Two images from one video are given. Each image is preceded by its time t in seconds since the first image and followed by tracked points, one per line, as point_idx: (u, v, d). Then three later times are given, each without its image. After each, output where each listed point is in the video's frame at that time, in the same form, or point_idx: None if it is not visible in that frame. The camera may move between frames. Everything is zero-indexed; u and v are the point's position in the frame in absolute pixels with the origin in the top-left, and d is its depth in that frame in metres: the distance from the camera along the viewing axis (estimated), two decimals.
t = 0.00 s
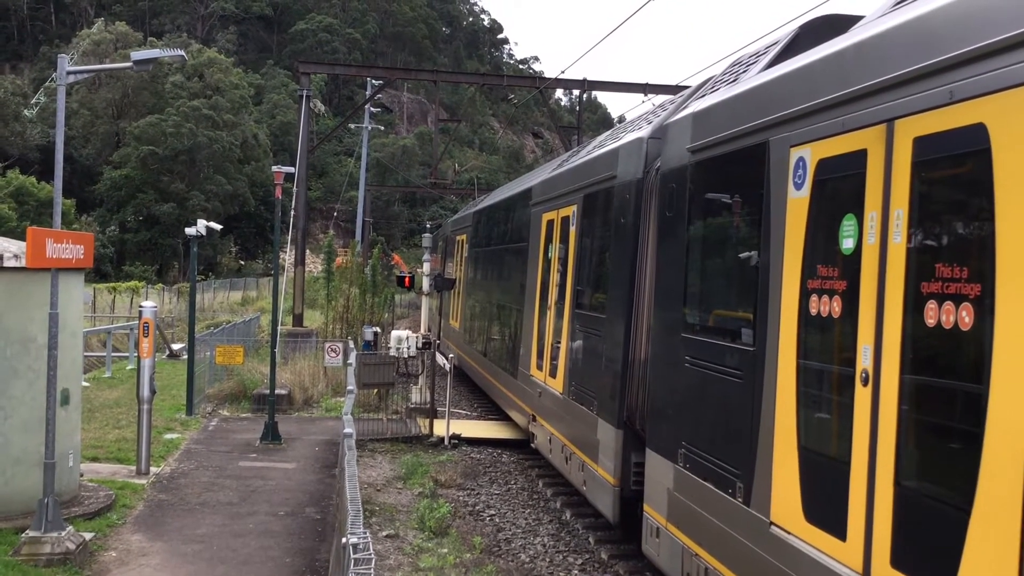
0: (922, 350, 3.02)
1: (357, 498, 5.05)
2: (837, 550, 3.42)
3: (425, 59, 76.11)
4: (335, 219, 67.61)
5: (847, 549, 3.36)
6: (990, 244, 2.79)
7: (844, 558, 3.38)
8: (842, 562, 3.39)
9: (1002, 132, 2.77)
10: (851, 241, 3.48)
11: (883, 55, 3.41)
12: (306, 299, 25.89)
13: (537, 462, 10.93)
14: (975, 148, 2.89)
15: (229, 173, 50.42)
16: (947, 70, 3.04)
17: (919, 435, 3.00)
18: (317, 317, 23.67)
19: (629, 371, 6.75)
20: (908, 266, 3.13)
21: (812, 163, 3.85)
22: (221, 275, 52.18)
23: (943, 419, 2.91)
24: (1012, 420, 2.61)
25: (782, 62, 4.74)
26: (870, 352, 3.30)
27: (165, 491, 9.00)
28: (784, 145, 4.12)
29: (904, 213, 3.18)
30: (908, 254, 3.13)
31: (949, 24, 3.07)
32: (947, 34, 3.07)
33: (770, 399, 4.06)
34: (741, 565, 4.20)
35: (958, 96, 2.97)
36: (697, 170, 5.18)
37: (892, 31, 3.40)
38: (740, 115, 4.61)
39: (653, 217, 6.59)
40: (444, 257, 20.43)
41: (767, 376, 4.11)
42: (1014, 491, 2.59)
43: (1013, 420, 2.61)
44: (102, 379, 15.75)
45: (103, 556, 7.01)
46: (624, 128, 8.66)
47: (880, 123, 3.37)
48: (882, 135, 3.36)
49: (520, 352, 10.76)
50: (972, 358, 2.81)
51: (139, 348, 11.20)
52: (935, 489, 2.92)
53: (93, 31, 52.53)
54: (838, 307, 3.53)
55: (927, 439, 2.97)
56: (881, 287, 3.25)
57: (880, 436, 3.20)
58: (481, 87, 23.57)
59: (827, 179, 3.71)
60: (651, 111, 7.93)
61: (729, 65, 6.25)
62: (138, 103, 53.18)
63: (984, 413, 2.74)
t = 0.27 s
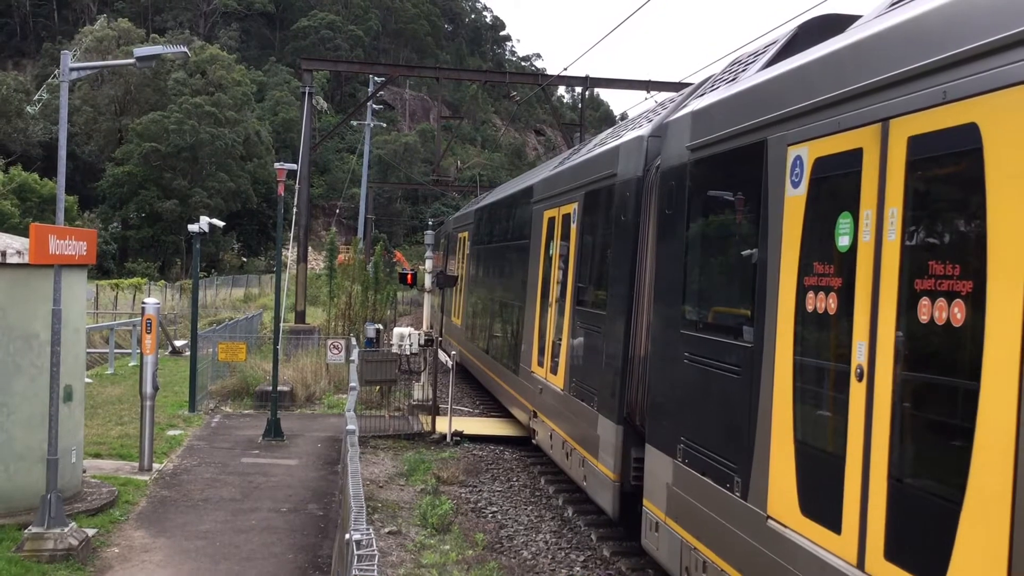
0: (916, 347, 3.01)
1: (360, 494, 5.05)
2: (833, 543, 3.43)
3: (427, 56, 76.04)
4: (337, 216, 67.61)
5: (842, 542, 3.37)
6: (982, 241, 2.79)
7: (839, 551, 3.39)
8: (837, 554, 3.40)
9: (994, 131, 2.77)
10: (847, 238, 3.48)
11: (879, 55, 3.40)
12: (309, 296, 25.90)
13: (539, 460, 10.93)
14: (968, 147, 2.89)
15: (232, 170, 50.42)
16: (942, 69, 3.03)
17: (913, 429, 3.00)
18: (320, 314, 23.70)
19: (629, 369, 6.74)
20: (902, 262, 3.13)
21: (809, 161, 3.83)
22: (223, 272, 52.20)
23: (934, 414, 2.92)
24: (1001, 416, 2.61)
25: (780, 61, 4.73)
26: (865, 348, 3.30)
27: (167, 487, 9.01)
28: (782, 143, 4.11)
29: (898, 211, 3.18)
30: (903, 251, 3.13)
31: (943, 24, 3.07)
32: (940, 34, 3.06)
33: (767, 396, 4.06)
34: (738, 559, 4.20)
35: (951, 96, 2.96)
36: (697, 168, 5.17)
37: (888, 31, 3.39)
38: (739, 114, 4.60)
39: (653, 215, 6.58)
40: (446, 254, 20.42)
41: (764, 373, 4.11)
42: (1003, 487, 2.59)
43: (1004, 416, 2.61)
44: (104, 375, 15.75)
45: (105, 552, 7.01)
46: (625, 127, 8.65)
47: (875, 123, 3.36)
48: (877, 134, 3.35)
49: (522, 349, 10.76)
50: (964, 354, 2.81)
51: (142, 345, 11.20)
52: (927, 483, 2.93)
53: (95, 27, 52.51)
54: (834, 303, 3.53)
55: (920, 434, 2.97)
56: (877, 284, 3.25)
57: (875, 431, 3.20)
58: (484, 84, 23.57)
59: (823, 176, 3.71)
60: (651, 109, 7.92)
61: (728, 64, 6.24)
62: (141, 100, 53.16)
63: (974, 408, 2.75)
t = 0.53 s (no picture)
0: (906, 344, 3.00)
1: (362, 491, 5.05)
2: (825, 535, 3.42)
3: (429, 53, 75.99)
4: (339, 213, 67.63)
5: (833, 534, 3.37)
6: (970, 238, 2.77)
7: (830, 543, 3.39)
8: (829, 546, 3.40)
9: (981, 130, 2.76)
10: (839, 236, 3.47)
11: (872, 55, 3.39)
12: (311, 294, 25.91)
13: (541, 457, 10.93)
14: (956, 147, 2.88)
15: (233, 167, 50.42)
16: (931, 70, 3.02)
17: (903, 422, 2.99)
18: (322, 312, 23.69)
19: (627, 367, 6.73)
20: (893, 258, 3.12)
21: (803, 160, 3.82)
22: (225, 270, 52.25)
23: (922, 408, 2.90)
24: (985, 412, 2.60)
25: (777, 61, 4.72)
26: (856, 344, 3.29)
27: (170, 485, 9.02)
28: (777, 143, 4.10)
29: (889, 210, 3.17)
30: (893, 247, 3.11)
31: (933, 24, 3.05)
32: (931, 34, 3.05)
33: (762, 392, 4.05)
34: (734, 551, 4.19)
35: (940, 97, 2.95)
36: (695, 167, 5.15)
37: (879, 32, 3.38)
38: (736, 113, 4.58)
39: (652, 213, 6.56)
40: (448, 252, 20.42)
41: (759, 369, 4.10)
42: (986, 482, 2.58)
43: (987, 411, 2.60)
44: (107, 373, 15.77)
45: (108, 549, 7.01)
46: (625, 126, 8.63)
47: (866, 122, 3.35)
48: (869, 134, 3.34)
49: (523, 346, 10.76)
50: (950, 349, 2.79)
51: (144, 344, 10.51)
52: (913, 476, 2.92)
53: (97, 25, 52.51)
54: (827, 300, 3.52)
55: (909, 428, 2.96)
56: (869, 280, 3.24)
57: (867, 425, 3.19)
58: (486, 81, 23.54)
59: (816, 175, 3.69)
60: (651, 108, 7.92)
61: (725, 63, 6.22)
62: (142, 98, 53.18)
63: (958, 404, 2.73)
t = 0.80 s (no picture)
0: (887, 343, 3.03)
1: (356, 491, 5.04)
2: (808, 528, 3.47)
3: (424, 54, 75.96)
4: (334, 214, 67.58)
5: (817, 526, 3.41)
6: (946, 240, 2.82)
7: (813, 535, 3.43)
8: (812, 538, 3.44)
9: (957, 135, 2.80)
10: (822, 237, 3.51)
11: (853, 60, 3.42)
12: (306, 294, 25.88)
13: (536, 458, 10.93)
14: (932, 153, 2.91)
15: (228, 168, 50.35)
16: (910, 75, 3.05)
17: (884, 418, 3.02)
18: (316, 312, 23.65)
19: (618, 368, 6.74)
20: (874, 258, 3.15)
21: (787, 163, 3.85)
22: (220, 270, 52.18)
23: (916, 408, 2.88)
24: (961, 409, 2.64)
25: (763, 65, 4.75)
26: (838, 342, 3.33)
27: (164, 485, 9.00)
28: (761, 147, 4.12)
29: (869, 211, 3.21)
30: (874, 248, 3.15)
31: (913, 31, 3.09)
32: (910, 40, 3.08)
33: (749, 390, 4.07)
34: (721, 546, 4.22)
35: (917, 102, 2.99)
36: (683, 168, 5.17)
37: (860, 39, 3.41)
38: (722, 117, 4.60)
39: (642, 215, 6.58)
40: (443, 252, 20.43)
41: (744, 369, 4.12)
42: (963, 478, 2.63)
43: (963, 408, 2.64)
44: (101, 373, 15.74)
45: (102, 550, 7.00)
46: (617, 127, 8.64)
47: (847, 127, 3.38)
48: (848, 138, 3.38)
49: (516, 346, 10.77)
50: (928, 347, 2.83)
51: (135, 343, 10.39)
52: (894, 471, 2.96)
53: (92, 25, 52.39)
54: (811, 299, 3.56)
55: (891, 425, 2.99)
56: (851, 279, 3.27)
57: (850, 421, 3.22)
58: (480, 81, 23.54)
59: (799, 179, 3.72)
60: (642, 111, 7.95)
61: (714, 67, 6.23)
62: (137, 98, 53.07)
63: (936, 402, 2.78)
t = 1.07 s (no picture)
0: (857, 340, 3.10)
1: (345, 491, 5.04)
2: (782, 519, 3.53)
3: (414, 52, 75.85)
4: (324, 212, 67.44)
5: (790, 517, 3.47)
6: (913, 241, 2.89)
7: (787, 526, 3.49)
8: (786, 529, 3.50)
9: (924, 140, 2.88)
10: (796, 237, 3.58)
11: (827, 65, 3.48)
12: (296, 293, 25.83)
13: (525, 456, 10.94)
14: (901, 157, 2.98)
15: (218, 166, 50.17)
16: (881, 81, 3.12)
17: (854, 411, 3.09)
18: (306, 312, 23.57)
19: (602, 367, 6.76)
20: (845, 257, 3.22)
21: (763, 165, 3.91)
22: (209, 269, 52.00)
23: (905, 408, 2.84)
24: (926, 404, 2.72)
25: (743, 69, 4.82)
26: (811, 339, 3.40)
27: (152, 485, 8.97)
28: (740, 149, 4.18)
29: (840, 212, 3.29)
30: (845, 248, 3.23)
31: (883, 38, 3.16)
32: (881, 47, 3.16)
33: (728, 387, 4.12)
34: (701, 538, 4.26)
35: (886, 107, 3.07)
36: (666, 169, 5.20)
37: (834, 44, 3.48)
38: (702, 120, 4.65)
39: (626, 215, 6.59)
40: (433, 251, 20.42)
41: (723, 366, 4.18)
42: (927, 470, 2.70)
43: (929, 402, 2.72)
44: (89, 372, 15.68)
45: (90, 550, 6.98)
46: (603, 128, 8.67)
47: (820, 131, 3.46)
48: (821, 141, 3.45)
49: (505, 344, 10.79)
50: (895, 345, 2.91)
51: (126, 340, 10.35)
52: (862, 463, 3.03)
53: (80, 23, 52.11)
54: (785, 298, 3.63)
55: (860, 419, 3.06)
56: (824, 277, 3.33)
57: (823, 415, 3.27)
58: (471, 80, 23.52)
59: (776, 180, 3.79)
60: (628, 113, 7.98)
61: (697, 69, 6.26)
62: (126, 96, 52.82)
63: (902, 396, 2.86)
